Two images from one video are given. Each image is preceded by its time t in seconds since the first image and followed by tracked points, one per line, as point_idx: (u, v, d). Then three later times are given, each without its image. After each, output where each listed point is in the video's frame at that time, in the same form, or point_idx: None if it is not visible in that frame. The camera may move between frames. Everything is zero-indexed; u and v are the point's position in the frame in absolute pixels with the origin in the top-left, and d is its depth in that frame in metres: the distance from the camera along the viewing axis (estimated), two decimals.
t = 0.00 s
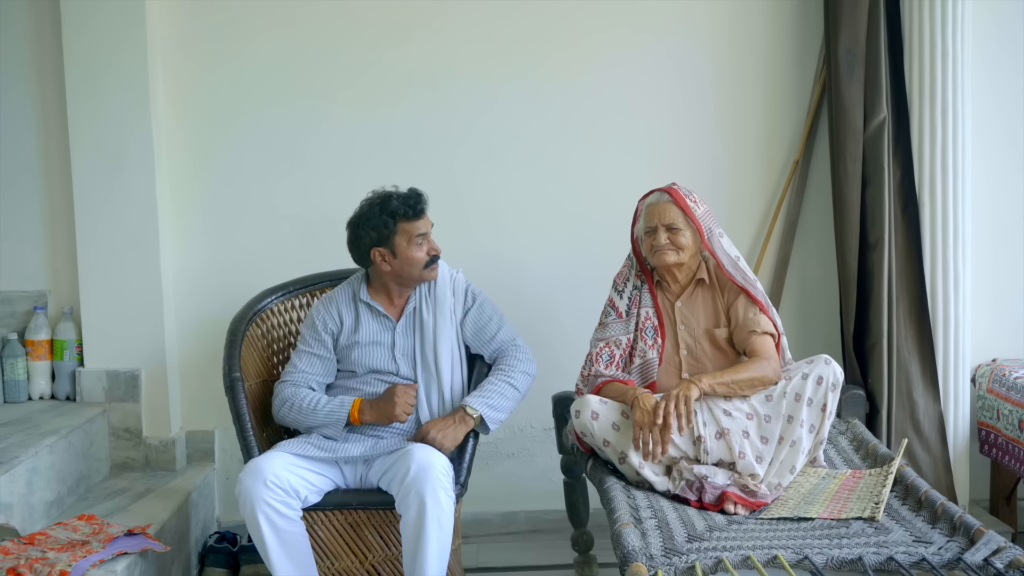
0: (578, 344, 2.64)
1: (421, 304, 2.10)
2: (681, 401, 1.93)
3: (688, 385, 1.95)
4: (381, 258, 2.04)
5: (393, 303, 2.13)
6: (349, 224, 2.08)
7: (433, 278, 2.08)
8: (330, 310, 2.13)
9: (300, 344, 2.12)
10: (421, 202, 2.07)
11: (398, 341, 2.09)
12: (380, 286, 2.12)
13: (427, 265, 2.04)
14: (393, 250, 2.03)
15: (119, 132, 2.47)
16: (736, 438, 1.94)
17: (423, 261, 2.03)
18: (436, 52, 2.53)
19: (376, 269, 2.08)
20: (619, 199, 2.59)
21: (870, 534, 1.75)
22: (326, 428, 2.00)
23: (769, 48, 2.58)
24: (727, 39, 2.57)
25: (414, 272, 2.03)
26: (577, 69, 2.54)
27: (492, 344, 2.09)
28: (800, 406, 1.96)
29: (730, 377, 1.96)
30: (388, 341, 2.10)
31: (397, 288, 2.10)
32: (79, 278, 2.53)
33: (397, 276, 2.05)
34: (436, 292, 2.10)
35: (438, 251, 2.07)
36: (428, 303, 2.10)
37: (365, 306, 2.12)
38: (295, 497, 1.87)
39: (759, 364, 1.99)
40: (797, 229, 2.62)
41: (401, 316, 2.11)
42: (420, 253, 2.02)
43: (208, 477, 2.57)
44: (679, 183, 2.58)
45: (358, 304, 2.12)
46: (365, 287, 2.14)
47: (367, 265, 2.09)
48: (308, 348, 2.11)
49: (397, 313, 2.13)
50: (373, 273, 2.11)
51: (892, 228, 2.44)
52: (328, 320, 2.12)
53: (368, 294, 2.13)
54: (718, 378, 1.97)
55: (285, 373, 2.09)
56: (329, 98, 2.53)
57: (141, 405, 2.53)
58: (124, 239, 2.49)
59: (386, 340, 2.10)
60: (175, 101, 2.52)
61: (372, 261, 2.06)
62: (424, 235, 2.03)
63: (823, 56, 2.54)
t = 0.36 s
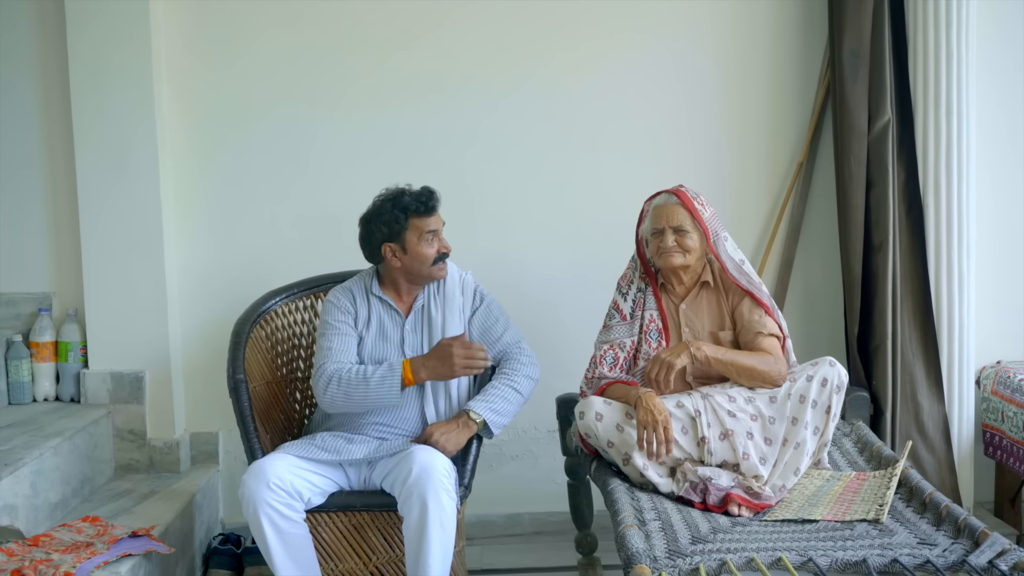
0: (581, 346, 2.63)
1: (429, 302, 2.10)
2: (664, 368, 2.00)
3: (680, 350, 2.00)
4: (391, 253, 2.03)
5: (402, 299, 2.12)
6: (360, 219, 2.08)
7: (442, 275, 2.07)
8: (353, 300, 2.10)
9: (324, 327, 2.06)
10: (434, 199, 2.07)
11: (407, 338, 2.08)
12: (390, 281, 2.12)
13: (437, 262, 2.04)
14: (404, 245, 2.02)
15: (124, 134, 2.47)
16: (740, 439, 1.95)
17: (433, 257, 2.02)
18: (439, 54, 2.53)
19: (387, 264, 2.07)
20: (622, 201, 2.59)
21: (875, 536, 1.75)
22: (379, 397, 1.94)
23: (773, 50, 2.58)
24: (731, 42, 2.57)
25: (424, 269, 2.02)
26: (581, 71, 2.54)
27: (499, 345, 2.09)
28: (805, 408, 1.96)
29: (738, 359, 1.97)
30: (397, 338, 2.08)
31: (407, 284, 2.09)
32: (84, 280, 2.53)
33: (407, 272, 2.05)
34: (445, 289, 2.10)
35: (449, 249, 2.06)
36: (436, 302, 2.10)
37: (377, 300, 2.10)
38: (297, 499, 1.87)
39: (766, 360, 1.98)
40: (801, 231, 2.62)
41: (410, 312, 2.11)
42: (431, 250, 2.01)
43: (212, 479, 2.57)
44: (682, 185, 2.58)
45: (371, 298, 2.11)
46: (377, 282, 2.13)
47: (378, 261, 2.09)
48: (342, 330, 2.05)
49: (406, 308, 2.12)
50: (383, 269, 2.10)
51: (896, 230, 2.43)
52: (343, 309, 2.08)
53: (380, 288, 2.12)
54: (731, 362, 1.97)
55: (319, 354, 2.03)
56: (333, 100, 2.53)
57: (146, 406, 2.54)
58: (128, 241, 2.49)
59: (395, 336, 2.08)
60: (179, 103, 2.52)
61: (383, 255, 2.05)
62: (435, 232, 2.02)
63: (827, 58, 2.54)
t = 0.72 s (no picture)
0: (584, 348, 2.63)
1: (445, 302, 2.09)
2: (655, 379, 2.05)
3: (670, 363, 2.03)
4: (403, 250, 2.02)
5: (421, 298, 2.09)
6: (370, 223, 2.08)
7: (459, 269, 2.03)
8: (382, 297, 2.05)
9: (367, 330, 1.97)
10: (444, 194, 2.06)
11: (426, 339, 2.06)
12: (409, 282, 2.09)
13: (449, 254, 2.00)
14: (414, 241, 2.00)
15: (127, 136, 2.47)
16: (743, 442, 1.95)
17: (444, 248, 1.99)
18: (441, 57, 2.53)
19: (401, 264, 2.06)
20: (625, 203, 2.59)
21: (878, 539, 1.74)
22: (464, 377, 1.89)
23: (775, 52, 2.58)
24: (734, 45, 2.57)
25: (436, 261, 1.99)
26: (583, 74, 2.54)
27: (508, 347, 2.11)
28: (808, 411, 1.95)
29: (733, 366, 1.99)
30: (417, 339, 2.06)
31: (424, 283, 2.06)
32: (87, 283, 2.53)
33: (421, 268, 2.02)
34: (460, 289, 2.10)
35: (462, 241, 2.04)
36: (451, 301, 2.09)
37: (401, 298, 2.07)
38: (293, 504, 1.86)
39: (764, 365, 1.99)
40: (804, 233, 2.62)
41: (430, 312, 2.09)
42: (441, 241, 1.99)
43: (215, 481, 2.57)
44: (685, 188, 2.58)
45: (397, 296, 2.07)
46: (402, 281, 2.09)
47: (392, 263, 2.07)
48: (389, 327, 1.98)
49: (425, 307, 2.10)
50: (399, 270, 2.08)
51: (899, 233, 2.43)
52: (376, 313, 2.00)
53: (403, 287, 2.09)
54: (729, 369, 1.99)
55: (376, 352, 1.94)
56: (336, 103, 2.53)
57: (148, 409, 2.54)
58: (131, 244, 2.50)
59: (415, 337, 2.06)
60: (182, 106, 2.52)
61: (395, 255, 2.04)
62: (443, 223, 2.00)
63: (830, 61, 2.53)
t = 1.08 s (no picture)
0: (586, 354, 2.63)
1: (455, 314, 2.09)
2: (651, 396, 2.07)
3: (666, 381, 2.05)
4: (411, 262, 2.01)
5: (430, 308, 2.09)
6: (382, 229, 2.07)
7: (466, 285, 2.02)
8: (390, 306, 2.04)
9: (374, 343, 1.96)
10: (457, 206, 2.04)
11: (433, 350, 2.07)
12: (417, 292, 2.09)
13: (458, 272, 1.99)
14: (424, 254, 1.99)
15: (128, 142, 2.47)
16: (744, 448, 1.94)
17: (453, 267, 1.97)
18: (442, 62, 2.53)
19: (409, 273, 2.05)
20: (625, 209, 2.59)
21: (879, 545, 1.74)
22: (469, 389, 1.89)
23: (776, 56, 2.58)
24: (734, 52, 2.57)
25: (444, 279, 1.98)
26: (584, 80, 2.55)
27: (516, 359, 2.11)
28: (808, 416, 1.96)
29: (726, 378, 2.01)
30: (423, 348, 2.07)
31: (431, 295, 2.06)
32: (88, 288, 2.53)
33: (428, 282, 2.02)
34: (468, 302, 2.11)
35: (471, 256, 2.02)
36: (460, 314, 2.10)
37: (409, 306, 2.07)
38: (296, 509, 1.86)
39: (760, 374, 1.99)
40: (805, 240, 2.62)
41: (440, 323, 2.09)
42: (451, 259, 1.97)
43: (215, 487, 2.57)
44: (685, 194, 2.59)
45: (405, 304, 2.06)
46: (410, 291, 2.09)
47: (399, 270, 2.06)
48: (399, 338, 1.98)
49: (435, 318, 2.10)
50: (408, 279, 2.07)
51: (900, 238, 2.43)
52: (383, 323, 1.99)
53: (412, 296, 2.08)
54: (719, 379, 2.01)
55: (384, 364, 1.93)
56: (336, 108, 2.53)
57: (149, 415, 2.54)
58: (132, 249, 2.50)
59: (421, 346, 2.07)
60: (183, 112, 2.53)
61: (403, 264, 2.03)
62: (455, 240, 1.98)
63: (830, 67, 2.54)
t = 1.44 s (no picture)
0: (585, 361, 2.63)
1: (452, 323, 2.08)
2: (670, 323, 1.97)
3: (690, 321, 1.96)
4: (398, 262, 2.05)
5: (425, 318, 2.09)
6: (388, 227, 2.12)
7: (431, 302, 1.99)
8: (383, 317, 2.04)
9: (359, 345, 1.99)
10: (445, 220, 1.96)
11: (430, 361, 2.06)
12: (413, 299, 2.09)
13: (420, 287, 1.97)
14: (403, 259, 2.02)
15: (128, 149, 2.47)
16: (743, 454, 1.94)
17: (415, 280, 1.97)
18: (442, 70, 2.53)
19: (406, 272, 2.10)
20: (625, 216, 2.59)
21: (879, 553, 1.74)
22: (445, 404, 1.87)
23: (777, 62, 2.58)
24: (734, 59, 2.57)
25: (407, 288, 1.99)
26: (584, 87, 2.55)
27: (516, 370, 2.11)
28: (808, 423, 1.95)
29: (741, 365, 1.96)
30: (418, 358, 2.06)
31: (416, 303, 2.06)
32: (87, 296, 2.53)
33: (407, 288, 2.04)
34: (467, 310, 2.11)
35: (445, 274, 1.97)
36: (458, 323, 2.09)
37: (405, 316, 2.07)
38: (297, 516, 1.85)
39: (769, 371, 1.97)
40: (804, 248, 2.62)
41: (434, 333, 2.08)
42: (414, 272, 1.96)
43: (215, 494, 2.57)
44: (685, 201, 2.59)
45: (401, 313, 2.06)
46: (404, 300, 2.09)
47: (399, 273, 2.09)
48: (383, 341, 1.99)
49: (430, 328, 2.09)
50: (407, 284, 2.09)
51: (900, 246, 2.43)
52: (372, 327, 2.01)
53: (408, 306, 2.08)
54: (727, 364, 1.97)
55: (367, 367, 1.95)
56: (337, 116, 2.54)
57: (149, 422, 2.54)
58: (132, 256, 2.50)
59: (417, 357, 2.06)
60: (183, 119, 2.53)
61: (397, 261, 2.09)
62: (423, 256, 1.95)
63: (830, 75, 2.54)
